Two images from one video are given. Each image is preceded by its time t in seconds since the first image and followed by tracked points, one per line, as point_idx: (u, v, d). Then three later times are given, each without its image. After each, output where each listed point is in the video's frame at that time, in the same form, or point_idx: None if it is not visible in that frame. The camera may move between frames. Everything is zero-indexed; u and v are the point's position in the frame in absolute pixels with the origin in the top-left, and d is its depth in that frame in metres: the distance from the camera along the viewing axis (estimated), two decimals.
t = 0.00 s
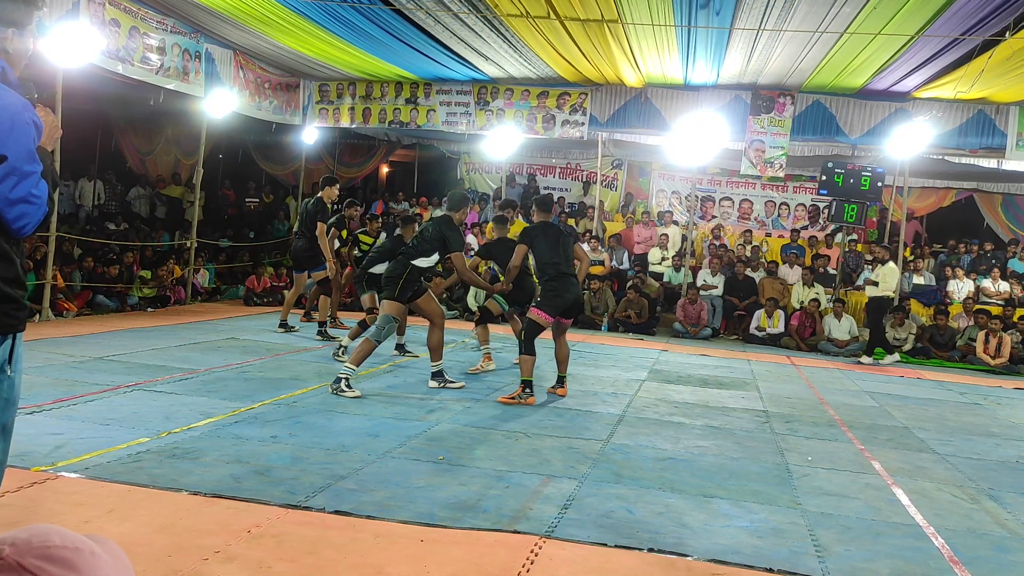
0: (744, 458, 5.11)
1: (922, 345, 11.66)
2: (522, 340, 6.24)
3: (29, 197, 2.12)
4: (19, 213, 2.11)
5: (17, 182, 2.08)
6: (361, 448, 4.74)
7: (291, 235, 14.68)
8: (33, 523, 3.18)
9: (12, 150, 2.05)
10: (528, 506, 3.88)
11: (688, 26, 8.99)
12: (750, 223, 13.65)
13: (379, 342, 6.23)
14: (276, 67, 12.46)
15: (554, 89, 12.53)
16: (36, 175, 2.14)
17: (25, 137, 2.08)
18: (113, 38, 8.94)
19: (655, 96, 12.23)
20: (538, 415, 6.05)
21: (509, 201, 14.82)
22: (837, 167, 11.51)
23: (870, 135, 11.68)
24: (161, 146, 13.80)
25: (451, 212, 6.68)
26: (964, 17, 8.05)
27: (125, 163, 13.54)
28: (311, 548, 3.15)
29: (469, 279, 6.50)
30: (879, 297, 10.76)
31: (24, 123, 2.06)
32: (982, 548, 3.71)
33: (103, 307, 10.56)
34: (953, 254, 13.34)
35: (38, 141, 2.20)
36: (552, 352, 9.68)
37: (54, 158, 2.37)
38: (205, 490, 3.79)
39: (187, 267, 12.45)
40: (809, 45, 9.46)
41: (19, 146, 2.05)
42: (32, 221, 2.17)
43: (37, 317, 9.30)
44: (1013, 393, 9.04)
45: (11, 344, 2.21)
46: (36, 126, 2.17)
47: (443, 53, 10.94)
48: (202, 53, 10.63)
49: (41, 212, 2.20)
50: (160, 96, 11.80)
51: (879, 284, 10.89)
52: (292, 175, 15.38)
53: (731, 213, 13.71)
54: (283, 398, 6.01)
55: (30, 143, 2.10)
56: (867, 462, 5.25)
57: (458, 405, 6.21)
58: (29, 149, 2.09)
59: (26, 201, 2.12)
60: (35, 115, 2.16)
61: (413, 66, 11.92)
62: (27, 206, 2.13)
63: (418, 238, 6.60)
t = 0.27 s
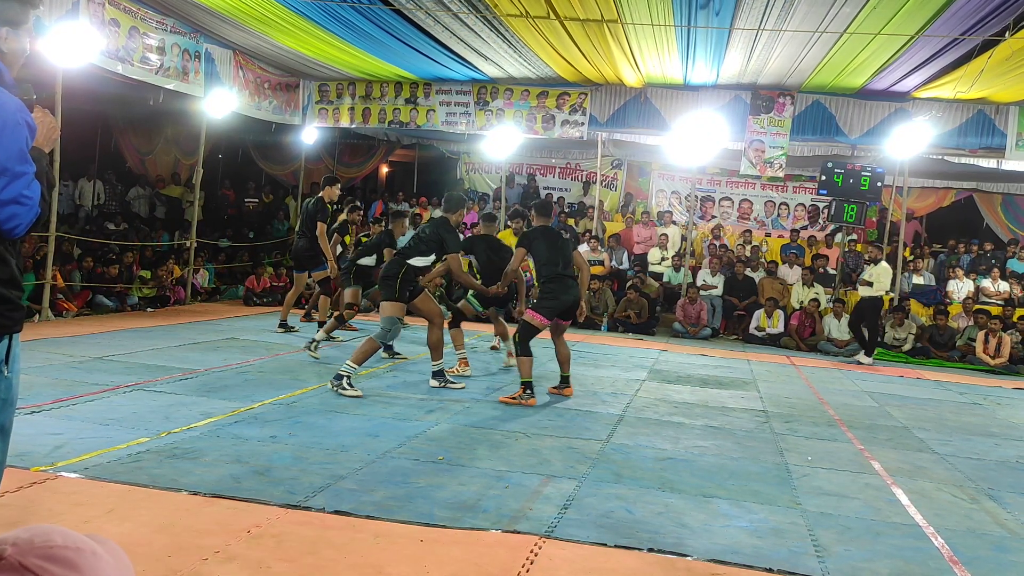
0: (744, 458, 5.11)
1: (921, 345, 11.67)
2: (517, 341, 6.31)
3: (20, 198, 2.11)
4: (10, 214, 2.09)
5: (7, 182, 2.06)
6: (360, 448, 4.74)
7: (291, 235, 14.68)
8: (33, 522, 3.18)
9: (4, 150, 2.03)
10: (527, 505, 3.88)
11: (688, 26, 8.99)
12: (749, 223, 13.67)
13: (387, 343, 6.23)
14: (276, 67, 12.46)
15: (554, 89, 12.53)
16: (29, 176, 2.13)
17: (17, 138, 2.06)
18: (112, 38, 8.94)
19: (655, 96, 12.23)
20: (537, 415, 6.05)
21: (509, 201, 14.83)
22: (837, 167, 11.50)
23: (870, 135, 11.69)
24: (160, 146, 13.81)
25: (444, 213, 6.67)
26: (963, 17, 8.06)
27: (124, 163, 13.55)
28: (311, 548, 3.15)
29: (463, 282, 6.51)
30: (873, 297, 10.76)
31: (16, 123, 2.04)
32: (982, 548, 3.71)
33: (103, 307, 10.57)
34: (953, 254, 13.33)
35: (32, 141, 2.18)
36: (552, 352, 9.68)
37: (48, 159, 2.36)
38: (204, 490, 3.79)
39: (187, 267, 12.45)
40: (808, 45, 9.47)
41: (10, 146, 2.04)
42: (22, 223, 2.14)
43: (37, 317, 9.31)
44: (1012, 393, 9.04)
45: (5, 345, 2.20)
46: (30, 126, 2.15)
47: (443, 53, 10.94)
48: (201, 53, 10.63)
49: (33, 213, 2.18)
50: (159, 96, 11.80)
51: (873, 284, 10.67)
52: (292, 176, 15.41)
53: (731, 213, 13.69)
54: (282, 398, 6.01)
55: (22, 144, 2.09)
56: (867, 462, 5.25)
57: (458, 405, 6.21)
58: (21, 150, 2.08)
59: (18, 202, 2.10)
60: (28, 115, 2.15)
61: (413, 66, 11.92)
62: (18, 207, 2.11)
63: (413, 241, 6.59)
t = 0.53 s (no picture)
0: (743, 458, 5.11)
1: (921, 345, 11.68)
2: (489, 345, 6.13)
3: (17, 198, 2.10)
4: (8, 214, 2.09)
5: (5, 182, 2.06)
6: (360, 448, 4.74)
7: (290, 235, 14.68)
8: (31, 523, 3.18)
9: (2, 151, 2.03)
10: (527, 506, 3.88)
11: (687, 26, 8.99)
12: (749, 223, 13.68)
13: (387, 351, 6.14)
14: (275, 66, 12.46)
15: (553, 89, 12.53)
16: (25, 176, 2.12)
17: (14, 138, 2.06)
18: (111, 38, 8.93)
19: (654, 96, 12.23)
20: (537, 415, 6.04)
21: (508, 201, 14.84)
22: (836, 167, 11.50)
23: (869, 135, 11.69)
24: (159, 146, 13.81)
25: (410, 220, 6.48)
26: (963, 17, 8.06)
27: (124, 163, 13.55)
28: (310, 548, 3.15)
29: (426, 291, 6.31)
30: (867, 297, 10.74)
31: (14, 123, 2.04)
32: (982, 548, 3.71)
33: (102, 307, 10.57)
34: (952, 254, 13.33)
35: (30, 142, 2.18)
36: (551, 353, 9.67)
37: (46, 160, 2.36)
38: (203, 490, 3.78)
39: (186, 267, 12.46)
40: (808, 45, 9.48)
41: (9, 146, 2.04)
42: (19, 223, 2.14)
43: (36, 317, 9.30)
44: (1012, 393, 9.04)
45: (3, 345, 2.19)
46: (27, 126, 2.15)
47: (443, 53, 10.95)
48: (200, 53, 10.62)
49: (30, 213, 2.18)
50: (159, 96, 11.80)
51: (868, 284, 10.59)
52: (291, 176, 15.42)
53: (731, 213, 13.73)
54: (281, 398, 6.00)
55: (19, 144, 2.08)
56: (866, 462, 5.25)
57: (457, 405, 6.21)
58: (18, 150, 2.07)
59: (14, 202, 2.09)
60: (27, 115, 2.15)
61: (412, 66, 11.92)
62: (15, 207, 2.11)
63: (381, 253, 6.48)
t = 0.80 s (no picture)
0: (743, 458, 5.11)
1: (921, 345, 11.68)
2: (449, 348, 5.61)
3: (15, 198, 2.10)
4: (6, 213, 2.08)
5: (3, 181, 2.05)
6: (359, 448, 4.74)
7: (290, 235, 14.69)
8: (31, 523, 3.18)
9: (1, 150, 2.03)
10: (526, 506, 3.88)
11: (687, 26, 8.99)
12: (748, 223, 13.71)
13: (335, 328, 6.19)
14: (275, 66, 12.46)
15: (552, 89, 12.52)
16: (24, 176, 2.12)
17: (13, 138, 2.06)
18: (110, 38, 8.93)
19: (653, 96, 12.23)
20: (536, 415, 6.04)
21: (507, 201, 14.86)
22: (836, 167, 11.50)
23: (868, 136, 11.70)
24: (159, 146, 13.82)
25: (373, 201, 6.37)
26: (963, 17, 8.06)
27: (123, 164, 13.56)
28: (310, 548, 3.15)
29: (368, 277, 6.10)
30: (858, 296, 10.76)
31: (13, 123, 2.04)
32: (982, 548, 3.71)
33: (102, 307, 10.58)
34: (952, 254, 13.32)
35: (29, 141, 2.18)
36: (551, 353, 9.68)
37: (46, 161, 2.36)
38: (203, 489, 3.78)
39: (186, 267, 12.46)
40: (807, 45, 9.48)
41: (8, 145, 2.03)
42: (18, 223, 2.13)
43: (35, 317, 9.30)
44: (1011, 393, 9.03)
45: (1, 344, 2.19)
46: (27, 126, 2.15)
47: (442, 53, 10.96)
48: (200, 53, 10.62)
49: (28, 213, 2.17)
50: (158, 96, 11.81)
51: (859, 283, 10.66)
52: (290, 176, 15.44)
53: (730, 213, 13.76)
54: (281, 398, 6.00)
55: (18, 143, 2.08)
56: (866, 462, 5.25)
57: (457, 405, 6.21)
58: (16, 149, 2.07)
59: (12, 202, 2.09)
60: (26, 115, 2.15)
61: (411, 66, 11.92)
62: (13, 207, 2.10)
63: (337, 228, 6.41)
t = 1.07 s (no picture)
0: (742, 458, 5.11)
1: (920, 345, 11.68)
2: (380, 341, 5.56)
3: (13, 199, 2.09)
4: (4, 214, 2.08)
5: (1, 182, 2.05)
6: (359, 449, 4.74)
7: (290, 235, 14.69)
8: (30, 523, 3.17)
9: None
10: (526, 505, 3.88)
11: (687, 26, 8.99)
12: (747, 223, 13.73)
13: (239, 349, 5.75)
14: (274, 66, 12.46)
15: (552, 89, 12.52)
16: (22, 177, 2.12)
17: (12, 139, 2.06)
18: (110, 38, 8.92)
19: (653, 97, 12.24)
20: (536, 415, 6.04)
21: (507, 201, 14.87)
22: (835, 167, 11.50)
23: (867, 136, 11.69)
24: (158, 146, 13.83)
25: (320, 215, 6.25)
26: (963, 17, 8.06)
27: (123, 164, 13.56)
28: (310, 548, 3.15)
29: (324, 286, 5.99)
30: (855, 295, 10.76)
31: (14, 124, 2.04)
32: (981, 548, 3.70)
33: (102, 307, 10.59)
34: (952, 254, 13.32)
35: (28, 143, 2.18)
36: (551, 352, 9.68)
37: (45, 162, 2.36)
38: (202, 489, 3.78)
39: (185, 267, 12.47)
40: (807, 45, 9.48)
41: (8, 146, 2.03)
42: (16, 224, 2.13)
43: (35, 317, 9.30)
44: (1011, 393, 9.03)
45: None
46: (26, 127, 2.15)
47: (442, 54, 10.96)
48: (200, 53, 10.62)
49: (26, 215, 2.17)
50: (157, 96, 11.81)
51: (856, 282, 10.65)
52: (290, 176, 15.45)
53: (730, 213, 13.77)
54: (280, 398, 6.00)
55: (17, 145, 2.08)
56: (865, 462, 5.25)
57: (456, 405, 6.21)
58: (15, 151, 2.07)
59: (10, 203, 2.09)
60: (25, 117, 2.15)
61: (411, 66, 11.92)
62: (11, 208, 2.10)
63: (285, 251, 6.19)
